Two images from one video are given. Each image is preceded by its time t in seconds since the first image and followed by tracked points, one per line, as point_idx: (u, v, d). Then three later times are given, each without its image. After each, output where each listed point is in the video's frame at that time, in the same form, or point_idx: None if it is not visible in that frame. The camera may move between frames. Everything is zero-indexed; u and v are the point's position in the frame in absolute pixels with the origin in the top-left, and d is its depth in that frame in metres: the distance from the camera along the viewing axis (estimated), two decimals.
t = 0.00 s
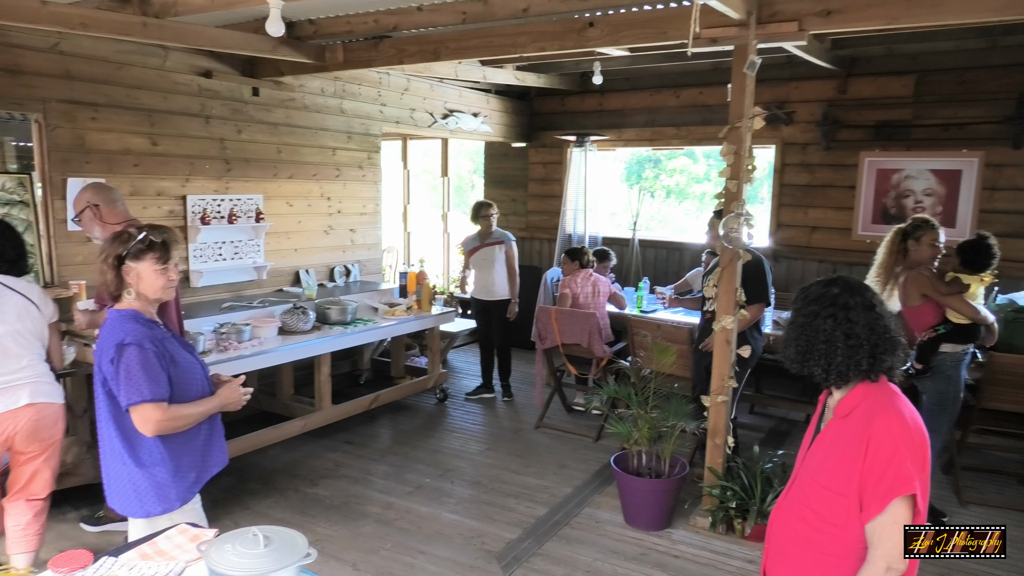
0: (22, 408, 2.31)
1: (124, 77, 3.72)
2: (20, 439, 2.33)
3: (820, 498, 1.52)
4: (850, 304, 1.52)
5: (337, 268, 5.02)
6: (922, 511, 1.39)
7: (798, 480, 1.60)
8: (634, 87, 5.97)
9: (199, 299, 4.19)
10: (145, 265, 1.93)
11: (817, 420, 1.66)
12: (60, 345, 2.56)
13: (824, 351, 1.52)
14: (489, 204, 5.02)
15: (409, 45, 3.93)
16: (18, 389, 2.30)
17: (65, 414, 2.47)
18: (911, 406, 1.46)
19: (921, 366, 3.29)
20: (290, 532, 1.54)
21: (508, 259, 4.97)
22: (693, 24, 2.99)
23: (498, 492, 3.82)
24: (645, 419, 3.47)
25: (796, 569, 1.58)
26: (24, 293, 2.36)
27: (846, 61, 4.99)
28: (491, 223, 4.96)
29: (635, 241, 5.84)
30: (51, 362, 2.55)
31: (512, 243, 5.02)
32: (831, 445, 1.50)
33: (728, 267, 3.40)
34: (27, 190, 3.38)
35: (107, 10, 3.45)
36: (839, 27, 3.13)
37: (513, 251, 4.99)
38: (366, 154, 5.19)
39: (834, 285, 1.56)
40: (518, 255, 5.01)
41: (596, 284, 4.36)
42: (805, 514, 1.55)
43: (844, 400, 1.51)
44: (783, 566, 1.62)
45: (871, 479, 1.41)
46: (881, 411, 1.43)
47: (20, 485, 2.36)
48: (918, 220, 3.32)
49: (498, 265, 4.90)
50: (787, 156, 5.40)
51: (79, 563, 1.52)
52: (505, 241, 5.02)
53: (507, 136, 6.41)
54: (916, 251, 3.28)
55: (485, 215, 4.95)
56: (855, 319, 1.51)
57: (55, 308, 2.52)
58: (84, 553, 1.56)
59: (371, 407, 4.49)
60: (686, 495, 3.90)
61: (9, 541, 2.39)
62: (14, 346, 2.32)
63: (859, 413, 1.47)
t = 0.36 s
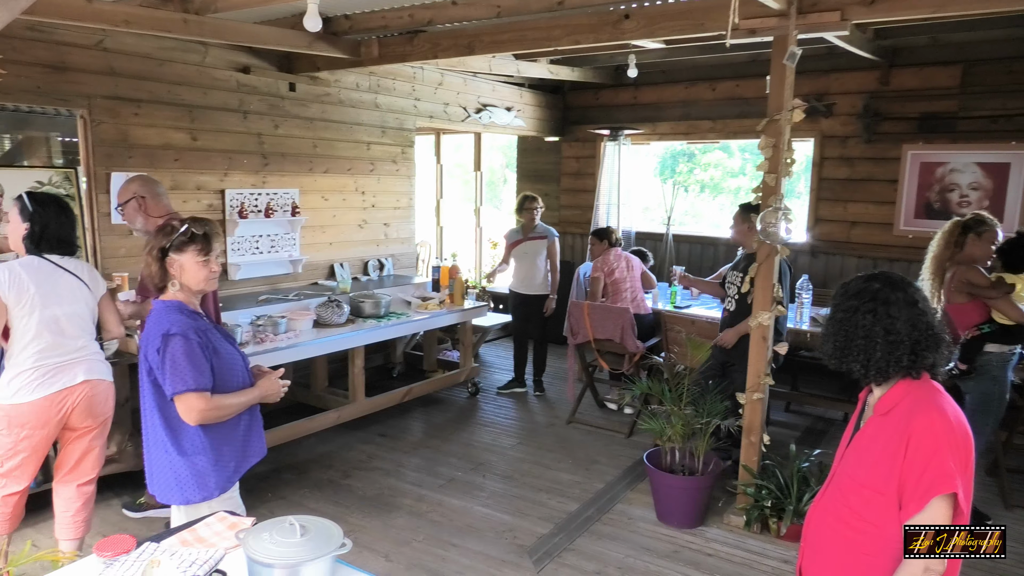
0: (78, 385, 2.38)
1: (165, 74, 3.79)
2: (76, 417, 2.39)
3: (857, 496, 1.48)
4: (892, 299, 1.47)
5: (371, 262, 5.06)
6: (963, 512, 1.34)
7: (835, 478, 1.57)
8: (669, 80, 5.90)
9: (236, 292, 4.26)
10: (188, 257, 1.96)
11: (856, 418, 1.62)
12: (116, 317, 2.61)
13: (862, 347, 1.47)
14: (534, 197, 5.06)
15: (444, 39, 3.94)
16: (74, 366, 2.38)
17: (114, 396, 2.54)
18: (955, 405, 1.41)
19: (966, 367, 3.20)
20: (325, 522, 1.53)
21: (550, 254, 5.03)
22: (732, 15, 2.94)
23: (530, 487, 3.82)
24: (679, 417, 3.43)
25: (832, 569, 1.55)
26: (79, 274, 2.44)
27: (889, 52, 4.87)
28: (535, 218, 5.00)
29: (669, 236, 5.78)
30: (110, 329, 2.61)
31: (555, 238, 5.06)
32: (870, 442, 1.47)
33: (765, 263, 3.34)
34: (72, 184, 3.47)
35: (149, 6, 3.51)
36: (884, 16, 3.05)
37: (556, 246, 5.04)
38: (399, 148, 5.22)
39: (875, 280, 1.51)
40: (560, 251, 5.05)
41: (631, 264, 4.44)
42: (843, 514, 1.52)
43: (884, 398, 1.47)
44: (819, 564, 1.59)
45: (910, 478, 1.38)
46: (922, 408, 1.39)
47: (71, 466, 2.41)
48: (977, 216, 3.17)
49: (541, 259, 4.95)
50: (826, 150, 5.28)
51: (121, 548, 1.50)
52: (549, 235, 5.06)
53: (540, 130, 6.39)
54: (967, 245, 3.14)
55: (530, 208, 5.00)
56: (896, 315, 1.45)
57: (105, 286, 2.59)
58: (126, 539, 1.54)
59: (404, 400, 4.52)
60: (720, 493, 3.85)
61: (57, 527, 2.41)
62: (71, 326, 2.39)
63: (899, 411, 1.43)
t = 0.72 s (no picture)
0: (93, 376, 2.42)
1: (195, 73, 3.85)
2: (89, 408, 2.43)
3: (887, 498, 1.45)
4: (921, 298, 1.43)
5: (395, 260, 5.10)
6: (996, 513, 1.32)
7: (864, 479, 1.54)
8: (695, 77, 5.86)
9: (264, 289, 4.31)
10: (213, 254, 1.98)
11: (886, 419, 1.59)
12: (123, 309, 2.69)
13: (891, 346, 1.44)
14: (567, 196, 5.05)
15: (469, 38, 3.95)
16: (89, 357, 2.41)
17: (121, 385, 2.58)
18: (988, 405, 1.38)
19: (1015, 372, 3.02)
20: (350, 517, 1.54)
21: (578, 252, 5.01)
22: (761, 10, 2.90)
23: (554, 485, 3.82)
24: (705, 417, 3.40)
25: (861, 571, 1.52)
26: (94, 268, 2.46)
27: (921, 47, 4.79)
28: (567, 216, 5.01)
29: (694, 234, 5.73)
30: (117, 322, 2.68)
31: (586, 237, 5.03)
32: (900, 442, 1.44)
33: (793, 261, 3.30)
34: (105, 182, 3.53)
35: (180, 7, 3.57)
36: (917, 10, 2.98)
37: (586, 245, 5.01)
38: (424, 147, 5.24)
39: (903, 278, 1.48)
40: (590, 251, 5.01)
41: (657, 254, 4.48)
42: (872, 515, 1.49)
43: (914, 398, 1.44)
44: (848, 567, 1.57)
45: (941, 478, 1.35)
46: (953, 408, 1.36)
47: (85, 458, 2.46)
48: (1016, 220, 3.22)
49: (570, 258, 4.95)
50: (855, 147, 5.20)
51: (153, 540, 1.52)
52: (579, 235, 5.04)
53: (565, 128, 6.38)
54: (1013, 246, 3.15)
55: (561, 206, 4.99)
56: (925, 314, 1.42)
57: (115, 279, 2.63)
58: (157, 531, 1.56)
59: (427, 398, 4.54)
60: (746, 493, 3.82)
61: (80, 520, 2.46)
62: (87, 320, 2.41)
63: (930, 410, 1.40)
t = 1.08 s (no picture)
0: (102, 370, 2.46)
1: (224, 72, 3.90)
2: (98, 403, 2.47)
3: (917, 499, 1.42)
4: (955, 297, 1.41)
5: (420, 257, 5.12)
6: None
7: (893, 480, 1.51)
8: (722, 73, 5.81)
9: (290, 285, 4.36)
10: (247, 253, 2.00)
11: (916, 419, 1.56)
12: (128, 306, 2.72)
13: (924, 345, 1.41)
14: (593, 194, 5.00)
15: (495, 35, 3.95)
16: (98, 353, 2.45)
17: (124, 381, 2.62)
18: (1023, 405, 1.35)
19: None
20: (376, 512, 1.55)
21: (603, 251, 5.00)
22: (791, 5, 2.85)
23: (578, 484, 3.81)
24: (730, 417, 3.36)
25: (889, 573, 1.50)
26: (106, 267, 2.49)
27: (956, 41, 4.68)
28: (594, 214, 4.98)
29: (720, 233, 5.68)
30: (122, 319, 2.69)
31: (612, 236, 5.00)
32: (931, 443, 1.41)
33: (822, 259, 3.25)
34: (137, 179, 3.60)
35: (210, 7, 3.62)
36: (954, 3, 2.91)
37: (612, 244, 4.98)
38: (449, 144, 5.26)
39: (936, 276, 1.45)
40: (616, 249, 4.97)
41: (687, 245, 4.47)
42: (901, 515, 1.46)
43: (946, 398, 1.41)
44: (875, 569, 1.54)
45: (975, 479, 1.32)
46: (988, 408, 1.33)
47: (99, 455, 2.51)
48: None
49: (595, 256, 4.93)
50: (887, 144, 5.11)
51: (182, 531, 1.53)
52: (606, 233, 5.02)
53: (590, 125, 6.36)
54: None
55: (588, 204, 4.96)
56: (960, 312, 1.39)
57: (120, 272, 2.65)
58: (186, 522, 1.58)
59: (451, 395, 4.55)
60: (772, 494, 3.77)
61: (104, 513, 2.52)
62: (97, 317, 2.45)
63: (963, 411, 1.37)
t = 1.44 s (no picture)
0: (120, 363, 2.48)
1: (249, 67, 3.94)
2: (117, 396, 2.50)
3: (947, 498, 1.40)
4: (998, 292, 1.38)
5: (441, 252, 5.15)
6: None
7: (919, 478, 1.49)
8: (746, 67, 5.75)
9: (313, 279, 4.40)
10: (281, 247, 2.02)
11: (941, 418, 1.53)
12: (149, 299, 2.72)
13: (970, 342, 1.38)
14: (613, 188, 4.98)
15: (517, 29, 3.94)
16: (116, 346, 2.47)
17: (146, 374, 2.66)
18: None
19: None
20: (397, 504, 1.56)
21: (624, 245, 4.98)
22: None
23: (598, 479, 3.80)
24: (752, 413, 3.32)
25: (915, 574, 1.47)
26: (122, 260, 2.50)
27: (987, 33, 4.59)
28: (613, 209, 4.95)
29: (742, 229, 5.63)
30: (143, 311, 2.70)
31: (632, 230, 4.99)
32: (961, 441, 1.38)
33: (848, 255, 3.21)
34: (162, 174, 3.64)
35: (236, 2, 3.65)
36: None
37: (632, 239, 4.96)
38: (470, 139, 5.26)
39: (978, 271, 1.42)
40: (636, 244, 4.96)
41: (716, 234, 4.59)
42: (929, 514, 1.43)
43: (976, 395, 1.39)
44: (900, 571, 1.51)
45: (1009, 477, 1.30)
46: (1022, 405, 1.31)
47: (124, 451, 2.57)
48: None
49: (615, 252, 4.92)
50: (914, 138, 5.03)
51: (207, 520, 1.56)
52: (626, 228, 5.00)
53: (611, 120, 6.33)
54: None
55: (608, 198, 4.93)
56: (1006, 309, 1.37)
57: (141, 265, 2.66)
58: (211, 512, 1.60)
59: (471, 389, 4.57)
60: (795, 492, 3.74)
61: (131, 507, 2.59)
62: (116, 310, 2.47)
63: (994, 408, 1.35)
